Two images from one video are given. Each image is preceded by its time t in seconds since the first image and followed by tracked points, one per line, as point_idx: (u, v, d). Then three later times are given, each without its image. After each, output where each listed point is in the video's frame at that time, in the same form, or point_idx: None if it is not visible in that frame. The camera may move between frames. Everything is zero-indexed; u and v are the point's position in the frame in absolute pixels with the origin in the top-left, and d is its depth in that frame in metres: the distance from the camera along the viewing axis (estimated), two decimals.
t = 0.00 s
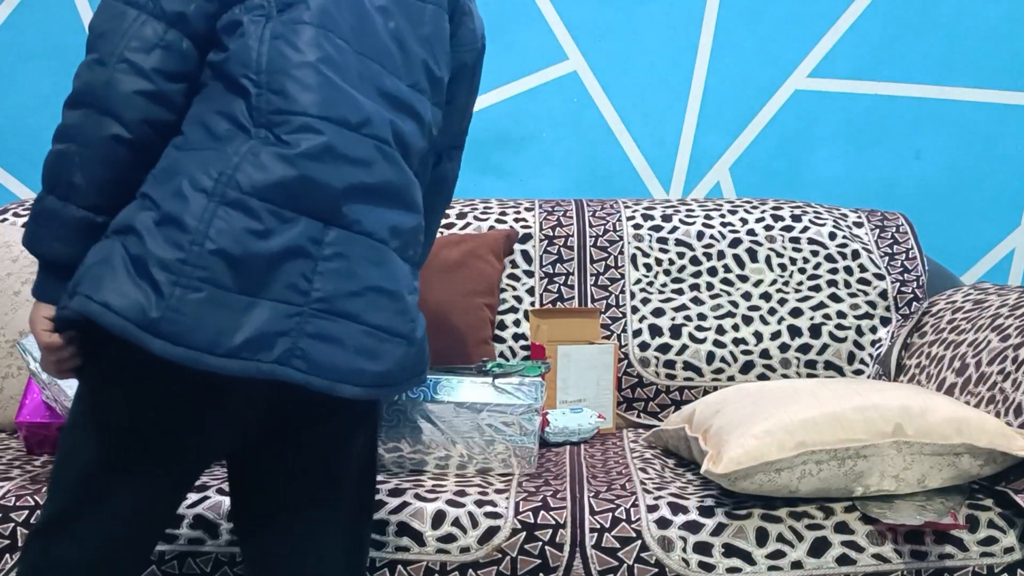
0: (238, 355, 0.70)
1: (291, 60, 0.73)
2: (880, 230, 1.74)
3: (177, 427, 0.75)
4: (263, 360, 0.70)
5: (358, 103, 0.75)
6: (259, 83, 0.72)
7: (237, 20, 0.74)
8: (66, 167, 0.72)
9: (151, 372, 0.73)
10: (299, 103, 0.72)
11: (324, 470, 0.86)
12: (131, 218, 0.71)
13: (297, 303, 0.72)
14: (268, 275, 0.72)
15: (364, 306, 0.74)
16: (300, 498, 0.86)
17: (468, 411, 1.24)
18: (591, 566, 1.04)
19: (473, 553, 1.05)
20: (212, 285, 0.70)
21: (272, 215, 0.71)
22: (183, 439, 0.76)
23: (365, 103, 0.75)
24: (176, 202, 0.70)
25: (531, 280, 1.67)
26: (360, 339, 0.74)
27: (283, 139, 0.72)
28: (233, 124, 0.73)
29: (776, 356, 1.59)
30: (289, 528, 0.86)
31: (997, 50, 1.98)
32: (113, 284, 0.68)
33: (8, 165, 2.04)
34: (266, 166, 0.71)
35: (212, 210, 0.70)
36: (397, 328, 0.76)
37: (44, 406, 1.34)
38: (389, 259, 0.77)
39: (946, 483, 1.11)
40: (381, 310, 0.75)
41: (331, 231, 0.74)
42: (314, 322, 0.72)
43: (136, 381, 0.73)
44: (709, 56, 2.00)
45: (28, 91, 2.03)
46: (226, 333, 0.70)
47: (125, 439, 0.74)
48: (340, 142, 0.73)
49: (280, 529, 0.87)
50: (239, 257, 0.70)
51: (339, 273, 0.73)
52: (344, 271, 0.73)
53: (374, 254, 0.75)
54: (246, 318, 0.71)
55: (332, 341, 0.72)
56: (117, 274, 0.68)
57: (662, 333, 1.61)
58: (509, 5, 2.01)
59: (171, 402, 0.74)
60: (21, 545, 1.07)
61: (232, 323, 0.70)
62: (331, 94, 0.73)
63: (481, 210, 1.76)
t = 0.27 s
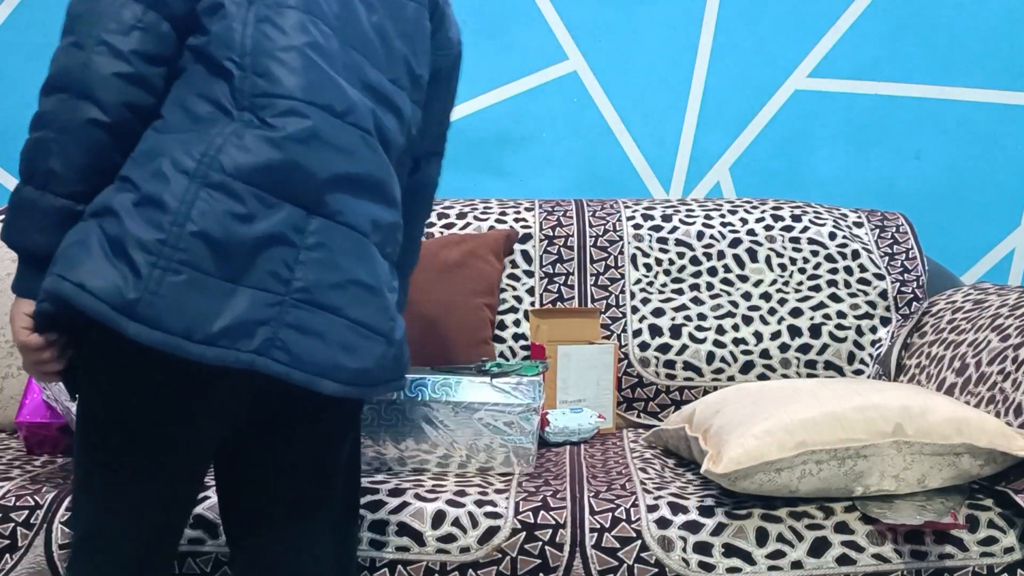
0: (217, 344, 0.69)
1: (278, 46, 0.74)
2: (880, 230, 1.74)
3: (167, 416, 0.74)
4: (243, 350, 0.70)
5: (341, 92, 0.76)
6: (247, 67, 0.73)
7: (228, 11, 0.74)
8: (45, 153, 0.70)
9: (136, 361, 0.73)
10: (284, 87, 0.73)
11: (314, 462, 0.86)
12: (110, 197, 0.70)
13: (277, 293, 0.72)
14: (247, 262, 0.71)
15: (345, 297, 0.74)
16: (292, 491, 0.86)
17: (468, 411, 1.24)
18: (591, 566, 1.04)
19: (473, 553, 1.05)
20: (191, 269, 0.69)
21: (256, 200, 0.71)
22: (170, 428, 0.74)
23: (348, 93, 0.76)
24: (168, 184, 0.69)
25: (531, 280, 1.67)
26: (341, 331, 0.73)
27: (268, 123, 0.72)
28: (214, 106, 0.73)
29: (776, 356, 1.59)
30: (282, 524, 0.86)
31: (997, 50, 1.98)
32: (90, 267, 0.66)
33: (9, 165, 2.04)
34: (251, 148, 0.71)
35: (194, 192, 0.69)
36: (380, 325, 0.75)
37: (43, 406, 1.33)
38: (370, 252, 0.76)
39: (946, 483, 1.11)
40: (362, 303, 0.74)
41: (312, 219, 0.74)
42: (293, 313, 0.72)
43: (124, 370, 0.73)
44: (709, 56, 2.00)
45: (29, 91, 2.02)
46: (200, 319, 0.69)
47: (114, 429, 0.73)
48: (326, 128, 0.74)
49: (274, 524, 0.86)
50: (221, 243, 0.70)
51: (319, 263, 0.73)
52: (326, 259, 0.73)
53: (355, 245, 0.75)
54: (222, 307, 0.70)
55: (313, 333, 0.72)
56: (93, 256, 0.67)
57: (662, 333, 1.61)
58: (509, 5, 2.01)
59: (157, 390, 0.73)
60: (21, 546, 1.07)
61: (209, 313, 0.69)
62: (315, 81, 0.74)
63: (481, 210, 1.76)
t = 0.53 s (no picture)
0: (169, 361, 0.68)
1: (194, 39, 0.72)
2: (880, 230, 1.74)
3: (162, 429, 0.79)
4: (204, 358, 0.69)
5: (249, 76, 0.72)
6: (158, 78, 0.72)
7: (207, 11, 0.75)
8: None
9: (129, 384, 0.78)
10: (196, 87, 0.70)
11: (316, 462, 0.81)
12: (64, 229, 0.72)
13: (228, 294, 0.70)
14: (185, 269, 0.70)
15: (305, 286, 0.71)
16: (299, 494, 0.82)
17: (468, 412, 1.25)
18: (591, 566, 1.04)
19: (473, 553, 1.05)
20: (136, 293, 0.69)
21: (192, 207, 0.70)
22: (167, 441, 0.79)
23: (262, 74, 0.72)
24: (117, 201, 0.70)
25: (531, 280, 1.67)
26: (311, 321, 0.71)
27: (187, 127, 0.70)
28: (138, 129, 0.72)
29: (776, 356, 1.59)
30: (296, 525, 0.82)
31: (997, 49, 1.98)
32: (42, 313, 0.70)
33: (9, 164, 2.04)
34: (171, 159, 0.70)
35: (124, 217, 0.70)
36: (358, 304, 0.73)
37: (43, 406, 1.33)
38: (330, 233, 0.73)
39: (946, 483, 1.11)
40: (324, 289, 0.72)
41: (254, 212, 0.71)
42: (252, 311, 0.70)
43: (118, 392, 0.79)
44: (709, 57, 2.00)
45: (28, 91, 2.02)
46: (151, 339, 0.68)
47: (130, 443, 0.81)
48: (240, 122, 0.71)
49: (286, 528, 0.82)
50: (152, 260, 0.69)
51: (271, 256, 0.70)
52: (270, 250, 0.71)
53: (306, 228, 0.72)
54: (171, 320, 0.69)
55: (275, 330, 0.70)
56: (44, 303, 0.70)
57: (662, 333, 1.61)
58: (509, 5, 2.01)
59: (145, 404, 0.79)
60: (21, 546, 1.07)
61: (157, 327, 0.69)
62: (228, 71, 0.71)
63: (481, 210, 1.75)
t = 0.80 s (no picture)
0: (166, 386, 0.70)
1: (173, 70, 0.69)
2: (880, 230, 1.74)
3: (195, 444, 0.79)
4: (200, 380, 0.70)
5: (203, 105, 0.69)
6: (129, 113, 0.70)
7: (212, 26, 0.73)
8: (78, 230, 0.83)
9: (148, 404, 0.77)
10: (161, 125, 0.69)
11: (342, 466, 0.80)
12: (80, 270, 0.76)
13: (219, 312, 0.70)
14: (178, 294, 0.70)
15: (288, 293, 0.70)
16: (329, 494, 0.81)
17: (466, 412, 1.25)
18: (591, 566, 1.05)
19: (473, 553, 1.05)
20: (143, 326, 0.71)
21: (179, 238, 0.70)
22: (200, 452, 0.79)
23: (217, 100, 0.69)
24: (118, 239, 0.71)
25: (531, 280, 1.67)
26: (299, 325, 0.70)
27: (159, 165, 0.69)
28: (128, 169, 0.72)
29: (776, 356, 1.59)
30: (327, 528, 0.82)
31: (996, 49, 1.98)
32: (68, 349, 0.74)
33: (8, 165, 2.04)
34: (151, 195, 0.70)
35: (117, 257, 0.72)
36: (347, 299, 0.72)
37: (43, 406, 1.33)
38: (307, 237, 0.71)
39: (946, 482, 1.11)
40: (309, 291, 0.71)
41: (238, 231, 0.70)
42: (241, 323, 0.70)
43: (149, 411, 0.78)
44: (709, 57, 2.00)
45: (29, 91, 2.02)
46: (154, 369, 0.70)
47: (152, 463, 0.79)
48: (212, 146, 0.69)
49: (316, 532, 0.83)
50: (144, 296, 0.70)
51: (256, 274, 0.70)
52: (248, 269, 0.70)
53: (285, 237, 0.70)
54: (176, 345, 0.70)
55: (266, 339, 0.70)
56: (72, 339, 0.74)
57: (662, 333, 1.61)
58: (509, 5, 2.01)
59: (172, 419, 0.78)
60: (21, 545, 1.07)
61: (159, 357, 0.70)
62: (189, 103, 0.69)
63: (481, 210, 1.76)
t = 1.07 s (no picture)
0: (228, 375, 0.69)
1: (255, 79, 0.70)
2: (880, 230, 1.74)
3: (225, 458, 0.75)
4: (259, 376, 0.69)
5: (298, 118, 0.70)
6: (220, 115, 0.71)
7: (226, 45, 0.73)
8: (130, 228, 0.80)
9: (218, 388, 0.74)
10: (257, 128, 0.70)
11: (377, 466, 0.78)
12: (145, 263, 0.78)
13: (284, 315, 0.70)
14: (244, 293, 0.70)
15: (350, 305, 0.70)
16: (370, 495, 0.78)
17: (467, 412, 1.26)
18: (591, 566, 1.05)
19: (473, 553, 1.04)
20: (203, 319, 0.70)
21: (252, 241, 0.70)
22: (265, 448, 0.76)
23: (311, 114, 0.71)
24: (167, 232, 0.73)
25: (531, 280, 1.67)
26: (355, 337, 0.70)
27: (248, 168, 0.70)
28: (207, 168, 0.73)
29: (776, 356, 1.59)
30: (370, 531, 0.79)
31: (996, 50, 1.98)
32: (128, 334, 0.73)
33: (8, 165, 2.04)
34: (229, 194, 0.70)
35: (188, 251, 0.72)
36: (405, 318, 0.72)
37: (44, 406, 1.33)
38: (375, 255, 0.72)
39: (946, 482, 1.11)
40: (371, 307, 0.71)
41: (309, 240, 0.70)
42: (303, 328, 0.70)
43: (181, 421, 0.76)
44: (709, 57, 2.00)
45: (29, 91, 2.02)
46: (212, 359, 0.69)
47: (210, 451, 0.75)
48: (295, 155, 0.70)
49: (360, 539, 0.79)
50: (212, 289, 0.70)
51: (320, 282, 0.70)
52: (319, 279, 0.70)
53: (354, 252, 0.71)
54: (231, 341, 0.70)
55: (325, 346, 0.69)
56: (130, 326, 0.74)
57: (662, 333, 1.61)
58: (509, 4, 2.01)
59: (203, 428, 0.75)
60: (21, 545, 1.07)
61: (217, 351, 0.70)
62: (289, 112, 0.70)
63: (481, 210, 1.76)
